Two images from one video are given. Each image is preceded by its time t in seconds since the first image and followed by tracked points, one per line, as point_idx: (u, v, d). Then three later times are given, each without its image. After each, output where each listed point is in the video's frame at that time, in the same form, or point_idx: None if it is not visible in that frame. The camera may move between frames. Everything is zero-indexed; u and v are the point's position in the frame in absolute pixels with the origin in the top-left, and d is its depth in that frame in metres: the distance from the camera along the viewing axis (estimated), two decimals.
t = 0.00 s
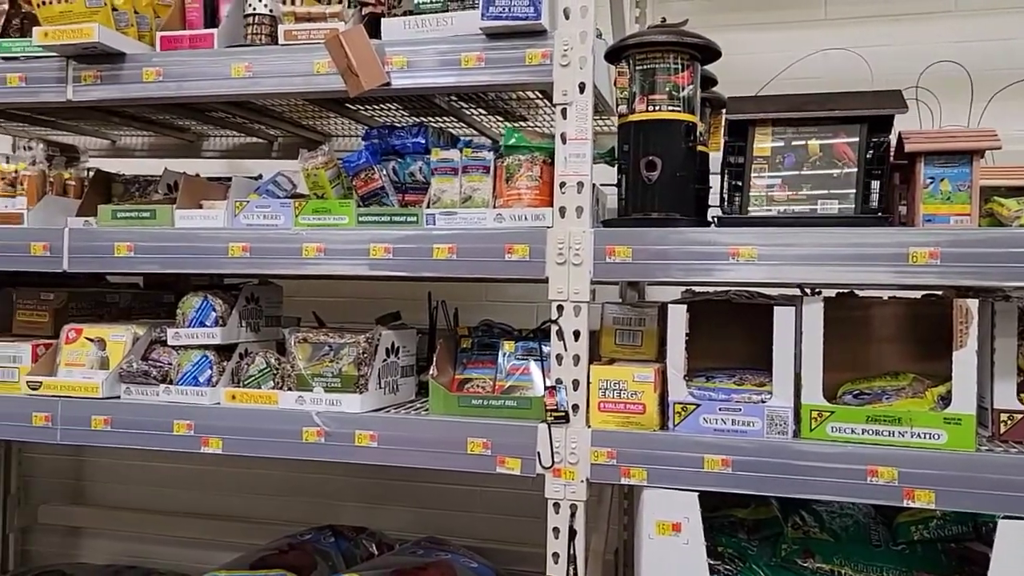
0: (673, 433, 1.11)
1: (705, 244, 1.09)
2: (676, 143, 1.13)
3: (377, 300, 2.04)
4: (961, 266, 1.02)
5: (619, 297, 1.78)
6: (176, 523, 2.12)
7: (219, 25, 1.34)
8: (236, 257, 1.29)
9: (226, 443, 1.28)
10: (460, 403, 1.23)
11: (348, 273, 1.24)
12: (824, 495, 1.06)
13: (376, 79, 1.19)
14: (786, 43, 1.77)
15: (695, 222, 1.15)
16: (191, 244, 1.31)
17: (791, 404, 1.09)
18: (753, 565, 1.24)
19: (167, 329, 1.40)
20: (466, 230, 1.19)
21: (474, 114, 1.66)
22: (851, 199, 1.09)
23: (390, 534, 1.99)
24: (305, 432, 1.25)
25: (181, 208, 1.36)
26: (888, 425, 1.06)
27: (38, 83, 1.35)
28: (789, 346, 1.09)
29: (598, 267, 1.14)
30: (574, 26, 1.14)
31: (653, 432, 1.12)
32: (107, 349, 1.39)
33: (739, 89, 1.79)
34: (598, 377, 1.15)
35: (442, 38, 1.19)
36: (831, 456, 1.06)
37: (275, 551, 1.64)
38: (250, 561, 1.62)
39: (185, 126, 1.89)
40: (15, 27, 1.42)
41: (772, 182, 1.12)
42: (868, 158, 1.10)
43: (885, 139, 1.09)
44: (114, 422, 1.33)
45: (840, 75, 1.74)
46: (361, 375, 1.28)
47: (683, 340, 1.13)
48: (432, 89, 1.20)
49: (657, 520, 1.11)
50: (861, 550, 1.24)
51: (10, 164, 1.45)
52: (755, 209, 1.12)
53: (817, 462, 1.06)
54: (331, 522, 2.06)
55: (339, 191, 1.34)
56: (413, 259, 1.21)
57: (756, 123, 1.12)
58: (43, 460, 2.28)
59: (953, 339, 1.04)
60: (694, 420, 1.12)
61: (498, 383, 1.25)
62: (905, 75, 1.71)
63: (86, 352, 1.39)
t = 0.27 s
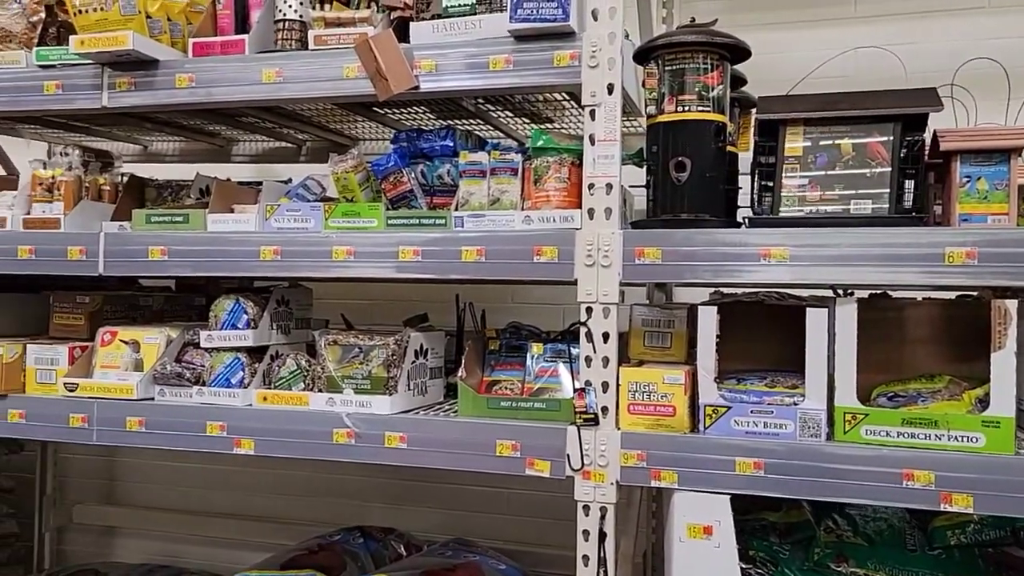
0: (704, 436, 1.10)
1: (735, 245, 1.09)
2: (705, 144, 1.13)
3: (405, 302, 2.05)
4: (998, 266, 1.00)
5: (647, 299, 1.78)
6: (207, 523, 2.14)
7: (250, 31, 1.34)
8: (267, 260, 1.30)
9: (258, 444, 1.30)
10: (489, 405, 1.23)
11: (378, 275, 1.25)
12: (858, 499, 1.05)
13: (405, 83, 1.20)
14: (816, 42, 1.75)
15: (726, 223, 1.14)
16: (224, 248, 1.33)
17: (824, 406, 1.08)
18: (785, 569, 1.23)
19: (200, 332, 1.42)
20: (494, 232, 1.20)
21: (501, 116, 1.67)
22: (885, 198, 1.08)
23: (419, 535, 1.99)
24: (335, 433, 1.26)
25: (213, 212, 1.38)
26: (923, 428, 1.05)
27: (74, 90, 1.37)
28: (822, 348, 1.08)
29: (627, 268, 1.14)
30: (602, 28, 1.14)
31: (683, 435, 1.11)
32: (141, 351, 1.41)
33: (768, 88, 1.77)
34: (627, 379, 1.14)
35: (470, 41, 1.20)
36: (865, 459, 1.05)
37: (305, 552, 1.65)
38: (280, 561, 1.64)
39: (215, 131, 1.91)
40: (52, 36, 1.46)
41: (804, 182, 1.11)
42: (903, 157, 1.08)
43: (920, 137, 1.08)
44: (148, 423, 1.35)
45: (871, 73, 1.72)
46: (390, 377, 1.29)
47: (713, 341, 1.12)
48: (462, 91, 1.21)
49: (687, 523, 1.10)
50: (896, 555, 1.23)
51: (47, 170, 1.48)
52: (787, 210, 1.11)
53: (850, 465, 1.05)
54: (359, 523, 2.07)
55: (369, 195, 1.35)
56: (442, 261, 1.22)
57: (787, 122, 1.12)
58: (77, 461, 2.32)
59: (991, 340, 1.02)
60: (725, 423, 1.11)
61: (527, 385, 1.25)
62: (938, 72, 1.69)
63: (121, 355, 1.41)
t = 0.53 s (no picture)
0: (736, 439, 1.09)
1: (767, 246, 1.08)
2: (736, 144, 1.12)
3: (433, 304, 2.05)
4: None
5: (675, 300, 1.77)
6: (238, 524, 2.16)
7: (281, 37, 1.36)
8: (298, 263, 1.31)
9: (289, 445, 1.31)
10: (519, 407, 1.23)
11: (407, 278, 1.26)
12: (894, 503, 1.03)
13: (435, 86, 1.20)
14: (846, 40, 1.73)
15: (757, 224, 1.13)
16: (256, 251, 1.34)
17: (858, 409, 1.07)
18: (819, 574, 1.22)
19: (233, 334, 1.44)
20: (523, 234, 1.20)
21: (528, 118, 1.67)
22: (920, 198, 1.07)
23: (447, 537, 2.00)
24: (366, 435, 1.27)
25: (245, 216, 1.39)
26: (961, 432, 1.03)
27: (109, 96, 1.40)
28: (856, 350, 1.07)
29: (657, 270, 1.13)
30: (632, 29, 1.14)
31: (714, 438, 1.11)
32: (174, 353, 1.43)
33: (798, 88, 1.75)
34: (658, 382, 1.14)
35: (499, 43, 1.20)
36: (900, 463, 1.03)
37: (335, 552, 1.66)
38: (311, 562, 1.65)
39: (245, 136, 1.93)
40: (88, 44, 1.47)
41: (836, 183, 1.10)
42: (938, 156, 1.07)
43: (957, 136, 1.07)
44: (182, 424, 1.37)
45: (903, 71, 1.70)
46: (420, 379, 1.29)
47: (745, 343, 1.11)
48: (492, 94, 1.21)
49: (719, 526, 1.09)
50: (932, 560, 1.21)
51: (84, 176, 1.51)
52: (820, 211, 1.10)
53: (885, 469, 1.04)
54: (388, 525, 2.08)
55: (398, 198, 1.35)
56: (470, 264, 1.22)
57: (819, 122, 1.11)
58: (111, 461, 2.35)
59: None
60: (758, 425, 1.10)
61: (556, 387, 1.25)
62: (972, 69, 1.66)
63: (155, 357, 1.43)
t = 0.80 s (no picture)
0: (768, 442, 1.09)
1: (799, 247, 1.07)
2: (767, 145, 1.11)
3: (460, 306, 2.06)
4: None
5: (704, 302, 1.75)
6: (269, 524, 2.18)
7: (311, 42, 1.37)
8: (328, 266, 1.32)
9: (320, 447, 1.32)
10: (548, 409, 1.22)
11: (436, 280, 1.26)
12: (930, 508, 1.02)
13: (463, 89, 1.21)
14: (878, 38, 1.71)
15: (788, 225, 1.12)
16: (287, 254, 1.36)
17: (893, 412, 1.06)
18: None
19: (264, 336, 1.45)
20: (552, 236, 1.19)
21: (556, 120, 1.66)
22: (955, 197, 1.05)
23: (475, 539, 2.00)
24: (396, 437, 1.28)
25: (276, 219, 1.41)
26: (999, 435, 1.01)
27: (143, 102, 1.42)
28: (889, 353, 1.06)
29: (687, 271, 1.12)
30: (661, 30, 1.13)
31: (745, 441, 1.10)
32: (206, 355, 1.44)
33: (829, 88, 1.74)
34: (688, 385, 1.13)
35: (527, 46, 1.20)
36: (936, 467, 1.02)
37: (364, 553, 1.67)
38: (340, 563, 1.66)
39: (275, 140, 1.95)
40: (122, 51, 1.51)
41: (869, 184, 1.09)
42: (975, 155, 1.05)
43: (993, 135, 1.05)
44: (214, 425, 1.38)
45: (936, 70, 1.67)
46: (449, 381, 1.29)
47: (777, 346, 1.10)
48: (521, 96, 1.21)
49: (751, 530, 1.09)
50: (970, 567, 1.18)
51: (118, 181, 1.53)
52: (853, 212, 1.08)
53: (921, 473, 1.02)
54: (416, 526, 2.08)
55: (426, 201, 1.36)
56: (499, 266, 1.22)
57: (852, 122, 1.09)
58: (144, 462, 2.38)
59: None
60: (790, 429, 1.09)
61: (585, 390, 1.24)
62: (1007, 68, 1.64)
63: (188, 358, 1.45)
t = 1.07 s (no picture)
0: (801, 446, 1.07)
1: (833, 250, 1.07)
2: (799, 146, 1.10)
3: (488, 309, 2.06)
4: None
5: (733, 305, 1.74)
6: (298, 525, 2.20)
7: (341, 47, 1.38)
8: (359, 269, 1.33)
9: (350, 449, 1.33)
10: (577, 413, 1.22)
11: (466, 283, 1.27)
12: (968, 514, 1.00)
13: (493, 92, 1.21)
14: (911, 38, 1.69)
15: (821, 227, 1.11)
16: (318, 257, 1.37)
17: (929, 416, 1.04)
18: None
19: (295, 338, 1.46)
20: (582, 239, 1.20)
21: (584, 123, 1.66)
22: (992, 199, 1.04)
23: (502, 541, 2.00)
24: (425, 439, 1.28)
25: (307, 223, 1.42)
26: None
27: (177, 107, 1.44)
28: (925, 357, 1.04)
29: (718, 274, 1.12)
30: (692, 31, 1.13)
31: (778, 445, 1.09)
32: (239, 357, 1.46)
33: (860, 88, 1.72)
34: (720, 388, 1.13)
35: (557, 49, 1.20)
36: (974, 473, 1.00)
37: (393, 555, 1.68)
38: (369, 564, 1.67)
39: (304, 144, 1.97)
40: (157, 57, 1.52)
41: (903, 185, 1.07)
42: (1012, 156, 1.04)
43: None
44: (246, 427, 1.40)
45: (971, 69, 1.65)
46: (478, 383, 1.29)
47: (810, 349, 1.09)
48: (549, 99, 1.21)
49: (783, 535, 1.08)
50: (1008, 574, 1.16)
51: (152, 185, 1.56)
52: (888, 214, 1.07)
53: (958, 479, 1.01)
54: (444, 528, 2.09)
55: (456, 204, 1.36)
56: (529, 269, 1.22)
57: (887, 122, 1.08)
58: (175, 462, 2.41)
59: None
60: (824, 432, 1.08)
61: (615, 393, 1.23)
62: None
63: (221, 360, 1.47)
